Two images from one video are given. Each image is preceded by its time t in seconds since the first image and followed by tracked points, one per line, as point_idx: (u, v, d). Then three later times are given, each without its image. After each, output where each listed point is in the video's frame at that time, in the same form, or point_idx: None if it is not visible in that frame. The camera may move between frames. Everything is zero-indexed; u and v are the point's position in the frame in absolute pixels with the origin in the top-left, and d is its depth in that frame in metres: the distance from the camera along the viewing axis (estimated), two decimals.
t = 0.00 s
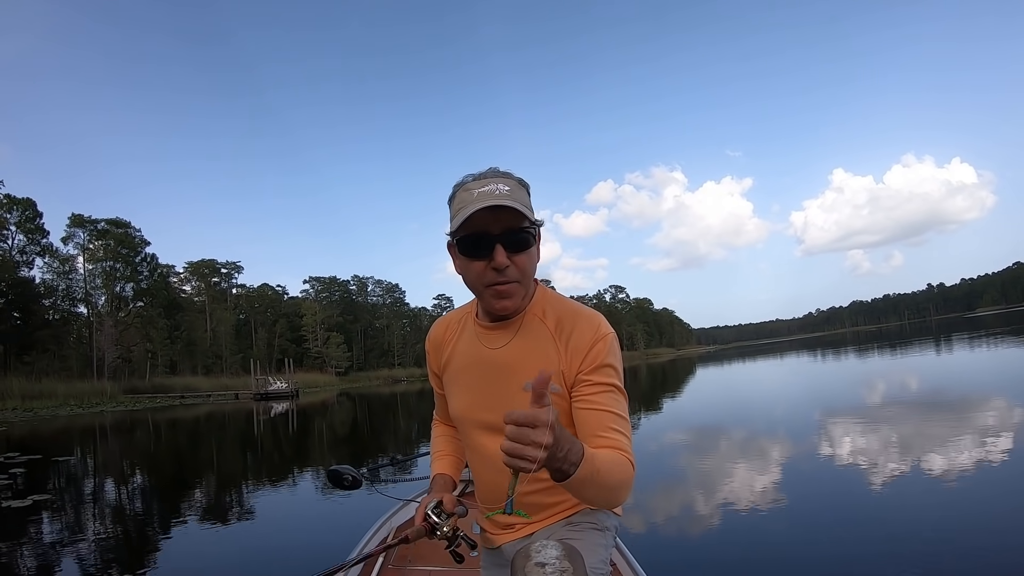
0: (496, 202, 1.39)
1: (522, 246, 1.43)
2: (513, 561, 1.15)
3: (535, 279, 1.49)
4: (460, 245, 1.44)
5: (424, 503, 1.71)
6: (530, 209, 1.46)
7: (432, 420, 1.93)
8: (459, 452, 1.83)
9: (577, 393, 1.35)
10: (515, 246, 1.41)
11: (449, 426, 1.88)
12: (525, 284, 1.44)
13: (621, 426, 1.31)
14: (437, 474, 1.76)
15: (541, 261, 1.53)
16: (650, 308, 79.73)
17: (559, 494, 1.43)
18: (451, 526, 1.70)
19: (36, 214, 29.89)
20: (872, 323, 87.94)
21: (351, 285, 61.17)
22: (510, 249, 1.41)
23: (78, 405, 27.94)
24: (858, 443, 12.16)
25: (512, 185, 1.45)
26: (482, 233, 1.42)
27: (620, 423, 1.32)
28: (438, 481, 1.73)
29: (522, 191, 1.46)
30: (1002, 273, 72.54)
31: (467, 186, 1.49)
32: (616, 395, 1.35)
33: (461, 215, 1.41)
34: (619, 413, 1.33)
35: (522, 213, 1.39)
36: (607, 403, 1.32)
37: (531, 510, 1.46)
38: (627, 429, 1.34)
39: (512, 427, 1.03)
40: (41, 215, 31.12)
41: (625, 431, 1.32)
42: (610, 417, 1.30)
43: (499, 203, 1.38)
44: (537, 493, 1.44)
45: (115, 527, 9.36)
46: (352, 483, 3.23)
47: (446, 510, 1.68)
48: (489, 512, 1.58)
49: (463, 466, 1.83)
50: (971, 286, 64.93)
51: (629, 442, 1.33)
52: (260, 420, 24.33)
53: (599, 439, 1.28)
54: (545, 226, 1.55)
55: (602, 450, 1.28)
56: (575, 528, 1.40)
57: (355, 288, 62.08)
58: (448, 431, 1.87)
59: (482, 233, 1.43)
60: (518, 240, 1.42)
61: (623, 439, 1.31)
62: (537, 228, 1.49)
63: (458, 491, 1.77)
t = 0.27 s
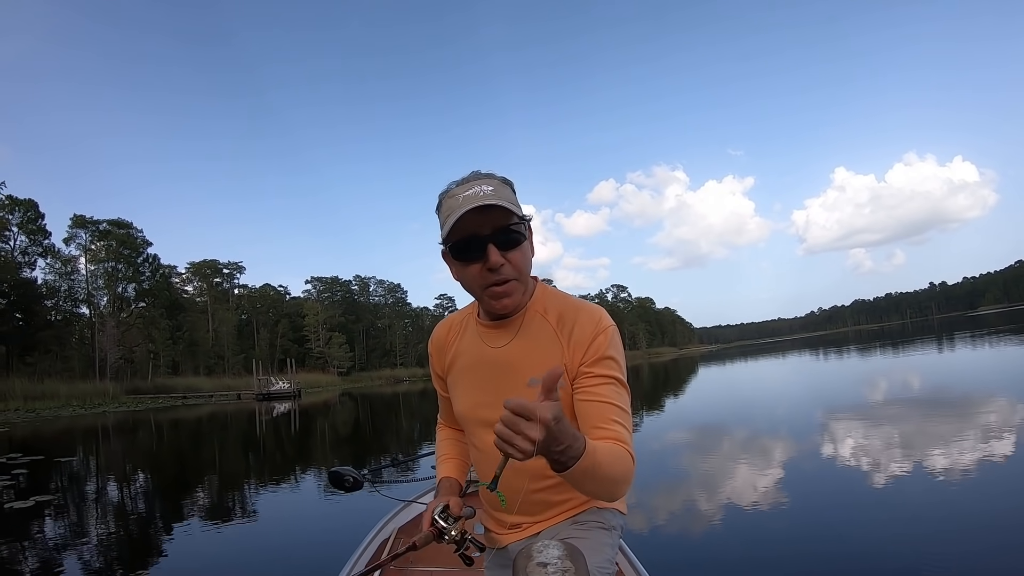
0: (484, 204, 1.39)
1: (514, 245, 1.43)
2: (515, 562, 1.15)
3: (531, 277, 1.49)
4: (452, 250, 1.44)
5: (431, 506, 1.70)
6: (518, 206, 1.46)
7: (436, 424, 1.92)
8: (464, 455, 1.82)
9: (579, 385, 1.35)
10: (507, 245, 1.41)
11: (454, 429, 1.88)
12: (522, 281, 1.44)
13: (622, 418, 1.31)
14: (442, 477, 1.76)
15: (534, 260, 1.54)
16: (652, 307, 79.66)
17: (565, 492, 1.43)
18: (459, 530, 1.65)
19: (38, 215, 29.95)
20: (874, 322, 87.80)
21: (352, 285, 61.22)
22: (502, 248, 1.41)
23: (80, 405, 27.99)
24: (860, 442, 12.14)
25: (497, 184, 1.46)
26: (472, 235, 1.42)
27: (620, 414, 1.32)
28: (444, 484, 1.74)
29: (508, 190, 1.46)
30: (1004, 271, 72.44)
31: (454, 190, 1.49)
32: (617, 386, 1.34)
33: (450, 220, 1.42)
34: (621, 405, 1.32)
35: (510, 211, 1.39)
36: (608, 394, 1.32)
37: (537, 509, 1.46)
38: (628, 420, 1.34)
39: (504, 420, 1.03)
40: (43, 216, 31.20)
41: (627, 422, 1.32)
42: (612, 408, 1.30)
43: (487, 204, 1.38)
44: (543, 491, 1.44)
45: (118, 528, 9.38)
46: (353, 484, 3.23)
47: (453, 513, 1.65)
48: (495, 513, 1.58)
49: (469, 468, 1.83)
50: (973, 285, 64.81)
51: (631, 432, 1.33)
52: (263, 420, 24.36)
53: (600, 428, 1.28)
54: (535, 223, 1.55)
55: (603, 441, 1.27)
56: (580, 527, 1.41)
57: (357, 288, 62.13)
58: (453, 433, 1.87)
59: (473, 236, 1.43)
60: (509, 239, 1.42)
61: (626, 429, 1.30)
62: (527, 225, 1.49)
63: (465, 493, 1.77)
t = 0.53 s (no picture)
0: (474, 204, 1.39)
1: (508, 242, 1.42)
2: (516, 562, 1.15)
3: (528, 273, 1.49)
4: (447, 251, 1.44)
5: (438, 508, 1.69)
6: (510, 205, 1.45)
7: (441, 426, 1.91)
8: (469, 458, 1.82)
9: (580, 378, 1.34)
10: (500, 243, 1.41)
11: (460, 431, 1.87)
12: (518, 279, 1.43)
13: (624, 406, 1.30)
14: (448, 479, 1.75)
15: (530, 257, 1.53)
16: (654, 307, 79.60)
17: (572, 488, 1.42)
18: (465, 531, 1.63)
19: (40, 215, 30.00)
20: (876, 322, 87.66)
21: (354, 284, 61.26)
22: (496, 247, 1.41)
23: (83, 405, 28.03)
24: (862, 442, 12.11)
25: (487, 183, 1.45)
26: (465, 237, 1.42)
27: (622, 404, 1.31)
28: (450, 485, 1.73)
29: (499, 188, 1.46)
30: (1006, 271, 72.36)
31: (446, 194, 1.49)
32: (618, 376, 1.34)
33: (443, 222, 1.41)
34: (622, 396, 1.32)
35: (502, 209, 1.38)
36: (609, 385, 1.31)
37: (543, 507, 1.45)
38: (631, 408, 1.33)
39: (505, 396, 1.03)
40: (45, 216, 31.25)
41: (628, 410, 1.31)
42: (611, 397, 1.30)
43: (477, 205, 1.38)
44: (550, 487, 1.43)
45: (120, 527, 9.36)
46: (354, 485, 3.23)
47: (458, 514, 1.64)
48: (501, 513, 1.56)
49: (476, 471, 1.82)
50: (975, 285, 64.69)
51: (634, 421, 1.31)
52: (265, 420, 24.38)
53: (602, 419, 1.28)
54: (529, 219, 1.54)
55: (606, 430, 1.26)
56: (588, 525, 1.40)
57: (359, 288, 62.16)
58: (458, 436, 1.86)
59: (466, 237, 1.43)
60: (502, 237, 1.42)
61: (627, 420, 1.30)
62: (521, 224, 1.49)
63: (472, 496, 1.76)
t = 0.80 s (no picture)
0: (471, 204, 1.39)
1: (504, 242, 1.42)
2: (516, 561, 1.14)
3: (523, 273, 1.48)
4: (444, 250, 1.44)
5: (435, 507, 1.68)
6: (507, 205, 1.45)
7: (441, 428, 1.91)
8: (469, 460, 1.81)
9: (577, 376, 1.34)
10: (496, 243, 1.41)
11: (459, 432, 1.86)
12: (513, 279, 1.43)
13: (622, 403, 1.30)
14: (448, 480, 1.75)
15: (525, 256, 1.53)
16: (656, 306, 79.55)
17: (572, 487, 1.42)
18: (463, 531, 1.63)
19: (43, 214, 30.07)
20: (878, 322, 87.58)
21: (356, 284, 61.33)
22: (492, 246, 1.40)
23: (84, 404, 28.06)
24: (864, 442, 12.11)
25: (486, 184, 1.45)
26: (462, 236, 1.42)
27: (621, 401, 1.30)
28: (450, 486, 1.73)
29: (498, 188, 1.46)
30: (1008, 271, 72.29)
31: (444, 194, 1.49)
32: (615, 373, 1.33)
33: (439, 221, 1.42)
34: (621, 392, 1.32)
35: (498, 209, 1.38)
36: (608, 382, 1.31)
37: (543, 506, 1.45)
38: (629, 405, 1.32)
39: (498, 407, 1.01)
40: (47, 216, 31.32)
41: (627, 408, 1.31)
42: (609, 393, 1.29)
43: (472, 205, 1.38)
44: (550, 485, 1.43)
45: (121, 527, 9.35)
46: (354, 484, 3.23)
47: (455, 514, 1.63)
48: (501, 513, 1.56)
49: (475, 472, 1.82)
50: (978, 285, 64.60)
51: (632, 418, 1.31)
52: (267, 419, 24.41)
53: (600, 416, 1.27)
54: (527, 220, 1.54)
55: (604, 427, 1.26)
56: (587, 525, 1.40)
57: (361, 287, 62.25)
58: (458, 437, 1.85)
59: (462, 237, 1.42)
60: (499, 236, 1.41)
61: (625, 417, 1.30)
62: (518, 225, 1.49)
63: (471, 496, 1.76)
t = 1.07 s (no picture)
0: (472, 206, 1.38)
1: (503, 244, 1.41)
2: (513, 559, 1.14)
3: (521, 275, 1.48)
4: (444, 245, 1.43)
5: (431, 504, 1.67)
6: (509, 207, 1.45)
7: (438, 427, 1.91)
8: (466, 458, 1.82)
9: (574, 377, 1.34)
10: (494, 246, 1.40)
11: (456, 431, 1.86)
12: (506, 281, 1.42)
13: (619, 404, 1.31)
14: (445, 477, 1.75)
15: (524, 257, 1.52)
16: (657, 306, 79.46)
17: (569, 486, 1.42)
18: (458, 527, 1.64)
19: (45, 215, 30.13)
20: (881, 322, 87.47)
21: (358, 284, 61.38)
22: (487, 248, 1.40)
23: (86, 405, 28.09)
24: (866, 442, 12.11)
25: (493, 185, 1.45)
26: (460, 234, 1.42)
27: (618, 403, 1.31)
28: (446, 484, 1.73)
29: (503, 189, 1.46)
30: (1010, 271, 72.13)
31: (446, 193, 1.49)
32: (613, 374, 1.34)
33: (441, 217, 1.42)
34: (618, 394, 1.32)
35: (498, 214, 1.38)
36: (605, 383, 1.31)
37: (539, 506, 1.45)
38: (626, 407, 1.33)
39: (512, 378, 1.02)
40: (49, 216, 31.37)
41: (625, 408, 1.32)
42: (607, 394, 1.30)
43: (474, 206, 1.38)
44: (547, 484, 1.43)
45: (124, 527, 9.38)
46: (353, 483, 3.22)
47: (452, 511, 1.64)
48: (497, 512, 1.56)
49: (471, 471, 1.82)
50: (980, 284, 64.49)
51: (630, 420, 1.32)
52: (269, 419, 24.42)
53: (599, 416, 1.28)
54: (529, 221, 1.54)
55: (604, 424, 1.27)
56: (583, 526, 1.40)
57: (363, 287, 62.32)
58: (455, 435, 1.85)
59: (460, 234, 1.42)
60: (498, 239, 1.40)
61: (623, 418, 1.30)
62: (518, 226, 1.49)
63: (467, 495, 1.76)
